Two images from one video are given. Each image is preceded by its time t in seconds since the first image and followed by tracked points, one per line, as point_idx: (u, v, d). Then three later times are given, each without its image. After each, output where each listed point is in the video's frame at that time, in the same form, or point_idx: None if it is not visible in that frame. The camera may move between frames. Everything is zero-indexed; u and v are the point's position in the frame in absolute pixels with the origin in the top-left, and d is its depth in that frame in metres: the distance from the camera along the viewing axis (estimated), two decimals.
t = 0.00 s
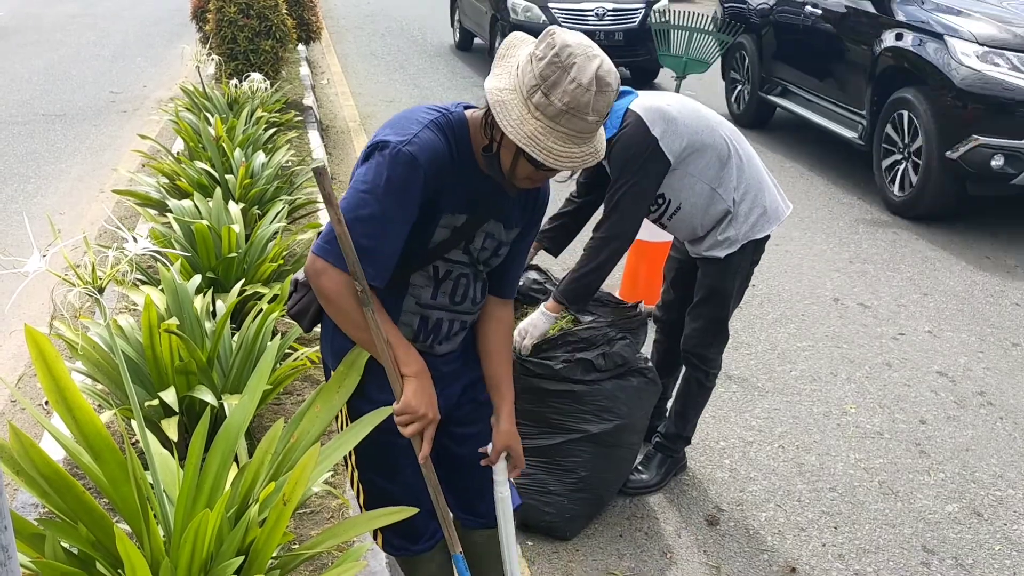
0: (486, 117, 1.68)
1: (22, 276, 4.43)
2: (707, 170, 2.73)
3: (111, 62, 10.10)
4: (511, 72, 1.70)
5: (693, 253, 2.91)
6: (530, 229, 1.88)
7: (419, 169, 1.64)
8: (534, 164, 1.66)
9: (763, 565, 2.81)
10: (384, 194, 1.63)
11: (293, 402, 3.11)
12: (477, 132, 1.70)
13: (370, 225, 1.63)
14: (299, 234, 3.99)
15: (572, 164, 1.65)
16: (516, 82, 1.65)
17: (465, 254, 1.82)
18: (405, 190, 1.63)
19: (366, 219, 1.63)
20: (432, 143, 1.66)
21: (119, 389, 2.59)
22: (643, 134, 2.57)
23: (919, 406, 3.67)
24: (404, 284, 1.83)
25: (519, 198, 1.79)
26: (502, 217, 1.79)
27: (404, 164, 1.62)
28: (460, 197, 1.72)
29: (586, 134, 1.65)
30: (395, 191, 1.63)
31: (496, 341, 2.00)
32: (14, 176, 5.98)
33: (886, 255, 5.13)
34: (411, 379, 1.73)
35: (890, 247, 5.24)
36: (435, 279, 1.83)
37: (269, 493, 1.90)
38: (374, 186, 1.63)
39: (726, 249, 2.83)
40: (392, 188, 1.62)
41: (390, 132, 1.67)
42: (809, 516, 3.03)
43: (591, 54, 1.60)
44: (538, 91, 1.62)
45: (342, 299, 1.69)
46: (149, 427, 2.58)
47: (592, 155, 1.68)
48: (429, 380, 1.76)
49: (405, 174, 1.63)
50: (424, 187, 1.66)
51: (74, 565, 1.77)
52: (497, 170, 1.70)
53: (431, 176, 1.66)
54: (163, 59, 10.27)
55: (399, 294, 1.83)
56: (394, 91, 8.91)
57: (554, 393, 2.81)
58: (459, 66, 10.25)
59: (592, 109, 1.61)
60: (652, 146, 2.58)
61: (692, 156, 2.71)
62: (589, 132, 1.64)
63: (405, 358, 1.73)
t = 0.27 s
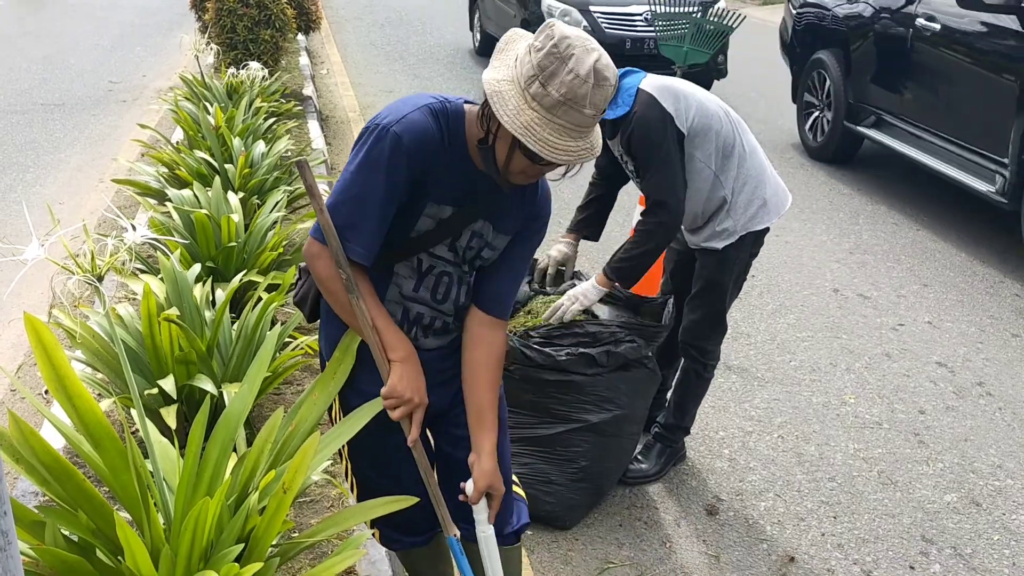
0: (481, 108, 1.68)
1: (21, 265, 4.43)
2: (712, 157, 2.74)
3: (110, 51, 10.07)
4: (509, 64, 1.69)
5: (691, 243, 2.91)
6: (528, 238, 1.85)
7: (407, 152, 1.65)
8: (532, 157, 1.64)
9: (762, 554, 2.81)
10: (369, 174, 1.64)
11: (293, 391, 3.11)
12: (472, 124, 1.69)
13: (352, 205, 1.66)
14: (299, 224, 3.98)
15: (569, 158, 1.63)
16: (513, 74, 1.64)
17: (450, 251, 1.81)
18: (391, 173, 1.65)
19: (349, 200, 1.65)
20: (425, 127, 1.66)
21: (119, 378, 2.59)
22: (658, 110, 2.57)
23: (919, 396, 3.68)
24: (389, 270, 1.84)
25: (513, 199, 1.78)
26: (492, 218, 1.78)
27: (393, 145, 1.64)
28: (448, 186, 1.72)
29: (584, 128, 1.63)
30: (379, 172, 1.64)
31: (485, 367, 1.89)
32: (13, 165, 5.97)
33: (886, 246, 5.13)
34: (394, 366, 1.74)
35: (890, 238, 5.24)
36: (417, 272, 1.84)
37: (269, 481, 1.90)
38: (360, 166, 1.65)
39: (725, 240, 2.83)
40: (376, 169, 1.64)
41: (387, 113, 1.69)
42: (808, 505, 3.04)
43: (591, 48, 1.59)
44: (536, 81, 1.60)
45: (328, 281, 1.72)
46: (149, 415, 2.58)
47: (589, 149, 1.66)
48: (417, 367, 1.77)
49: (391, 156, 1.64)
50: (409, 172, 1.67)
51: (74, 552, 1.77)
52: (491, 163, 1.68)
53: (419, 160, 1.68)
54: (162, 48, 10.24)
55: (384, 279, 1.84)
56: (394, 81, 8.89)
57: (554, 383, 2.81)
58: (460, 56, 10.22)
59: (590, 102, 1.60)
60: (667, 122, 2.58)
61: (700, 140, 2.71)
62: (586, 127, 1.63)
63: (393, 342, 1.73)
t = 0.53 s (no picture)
0: (482, 106, 1.67)
1: (21, 255, 4.43)
2: (723, 150, 2.73)
3: (109, 42, 10.04)
4: (513, 62, 1.69)
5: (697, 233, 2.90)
6: (526, 238, 1.85)
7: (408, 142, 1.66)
8: (531, 158, 1.63)
9: (760, 545, 2.82)
10: (369, 162, 1.65)
11: (292, 382, 3.11)
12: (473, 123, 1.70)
13: (352, 193, 1.66)
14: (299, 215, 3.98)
15: (568, 159, 1.62)
16: (515, 73, 1.64)
17: (446, 245, 1.82)
18: (392, 162, 1.65)
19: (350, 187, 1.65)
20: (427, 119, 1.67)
21: (118, 367, 2.59)
22: (674, 105, 2.54)
23: (918, 388, 3.68)
24: (385, 260, 1.85)
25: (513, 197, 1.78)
26: (490, 215, 1.79)
27: (394, 135, 1.65)
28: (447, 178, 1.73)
29: (584, 129, 1.62)
30: (380, 161, 1.64)
31: (489, 365, 1.88)
32: (12, 155, 5.96)
33: (886, 237, 5.13)
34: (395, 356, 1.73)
35: (890, 229, 5.24)
36: (412, 261, 1.85)
37: (268, 471, 1.90)
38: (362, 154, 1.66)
39: (731, 232, 2.83)
40: (376, 157, 1.64)
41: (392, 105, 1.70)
42: (807, 496, 3.04)
43: (594, 48, 1.58)
44: (537, 81, 1.59)
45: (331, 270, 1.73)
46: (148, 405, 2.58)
47: (588, 149, 1.65)
48: (424, 366, 1.76)
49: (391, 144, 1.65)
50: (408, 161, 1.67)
51: (74, 541, 1.77)
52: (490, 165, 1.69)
53: (418, 151, 1.69)
54: (162, 39, 10.21)
55: (377, 267, 1.86)
56: (393, 72, 8.87)
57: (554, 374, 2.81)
58: (460, 47, 10.19)
59: (592, 104, 1.59)
60: (682, 118, 2.55)
61: (712, 134, 2.69)
62: (588, 128, 1.62)
63: (399, 340, 1.74)
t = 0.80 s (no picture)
0: (503, 99, 1.66)
1: (19, 245, 4.42)
2: (729, 139, 2.77)
3: (108, 32, 10.01)
4: (536, 57, 1.67)
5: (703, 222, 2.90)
6: (539, 240, 1.83)
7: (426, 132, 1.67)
8: (549, 151, 1.62)
9: (759, 534, 2.82)
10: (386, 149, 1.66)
11: (291, 372, 3.11)
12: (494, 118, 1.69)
13: (368, 177, 1.67)
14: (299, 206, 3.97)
15: (585, 157, 1.61)
16: (539, 67, 1.62)
17: (455, 237, 1.82)
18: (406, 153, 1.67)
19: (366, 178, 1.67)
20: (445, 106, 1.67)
21: (117, 357, 2.59)
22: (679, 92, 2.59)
23: (916, 378, 3.68)
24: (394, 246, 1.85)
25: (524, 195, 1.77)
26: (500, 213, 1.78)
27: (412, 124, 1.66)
28: (459, 169, 1.73)
29: (605, 128, 1.61)
30: (394, 146, 1.66)
31: (497, 373, 1.87)
32: (10, 145, 5.95)
33: (885, 228, 5.13)
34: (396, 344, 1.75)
35: (889, 220, 5.23)
36: (418, 250, 1.84)
37: (267, 461, 1.90)
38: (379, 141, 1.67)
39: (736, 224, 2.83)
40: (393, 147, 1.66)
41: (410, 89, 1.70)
42: (805, 486, 3.05)
43: (618, 47, 1.57)
44: (560, 76, 1.58)
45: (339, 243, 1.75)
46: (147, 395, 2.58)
47: (607, 149, 1.64)
48: (430, 357, 1.77)
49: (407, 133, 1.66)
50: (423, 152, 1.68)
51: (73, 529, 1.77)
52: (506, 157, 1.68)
53: (437, 135, 1.68)
54: (160, 29, 10.18)
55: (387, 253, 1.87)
56: (393, 63, 8.85)
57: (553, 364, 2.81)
58: (459, 37, 10.17)
59: (612, 102, 1.57)
60: (684, 107, 2.60)
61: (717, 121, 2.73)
62: (607, 126, 1.60)
63: (406, 331, 1.74)
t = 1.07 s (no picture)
0: (547, 114, 1.64)
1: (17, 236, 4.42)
2: (735, 128, 2.77)
3: (106, 23, 9.98)
4: (581, 73, 1.66)
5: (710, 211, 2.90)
6: (561, 245, 1.85)
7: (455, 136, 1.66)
8: (590, 173, 1.63)
9: (757, 525, 2.83)
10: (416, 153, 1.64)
11: (289, 362, 3.12)
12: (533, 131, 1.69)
13: (395, 184, 1.65)
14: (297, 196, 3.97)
15: (627, 178, 1.62)
16: (586, 86, 1.61)
17: (476, 241, 1.82)
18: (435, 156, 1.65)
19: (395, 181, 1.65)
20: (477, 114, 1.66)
21: (115, 347, 2.59)
22: (684, 75, 2.62)
23: (914, 370, 3.69)
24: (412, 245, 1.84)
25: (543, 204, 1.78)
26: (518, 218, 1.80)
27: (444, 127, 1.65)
28: (486, 178, 1.72)
29: (648, 151, 1.62)
30: (424, 154, 1.64)
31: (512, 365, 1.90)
32: (8, 136, 5.94)
33: (884, 220, 5.12)
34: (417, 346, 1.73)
35: (888, 211, 5.23)
36: (438, 249, 1.84)
37: (265, 451, 1.90)
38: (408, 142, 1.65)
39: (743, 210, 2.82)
40: (424, 150, 1.64)
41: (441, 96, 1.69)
42: (803, 476, 3.05)
43: (666, 71, 1.57)
44: (610, 97, 1.58)
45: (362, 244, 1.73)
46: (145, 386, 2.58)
47: (648, 172, 1.65)
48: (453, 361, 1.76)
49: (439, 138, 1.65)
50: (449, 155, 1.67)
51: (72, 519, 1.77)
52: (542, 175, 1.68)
53: (467, 147, 1.67)
54: (158, 19, 10.15)
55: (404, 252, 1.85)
56: (391, 53, 8.82)
57: (551, 356, 2.81)
58: (458, 29, 10.15)
59: (660, 127, 1.58)
60: (690, 87, 2.63)
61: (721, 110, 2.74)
62: (650, 149, 1.62)
63: (431, 332, 1.72)
